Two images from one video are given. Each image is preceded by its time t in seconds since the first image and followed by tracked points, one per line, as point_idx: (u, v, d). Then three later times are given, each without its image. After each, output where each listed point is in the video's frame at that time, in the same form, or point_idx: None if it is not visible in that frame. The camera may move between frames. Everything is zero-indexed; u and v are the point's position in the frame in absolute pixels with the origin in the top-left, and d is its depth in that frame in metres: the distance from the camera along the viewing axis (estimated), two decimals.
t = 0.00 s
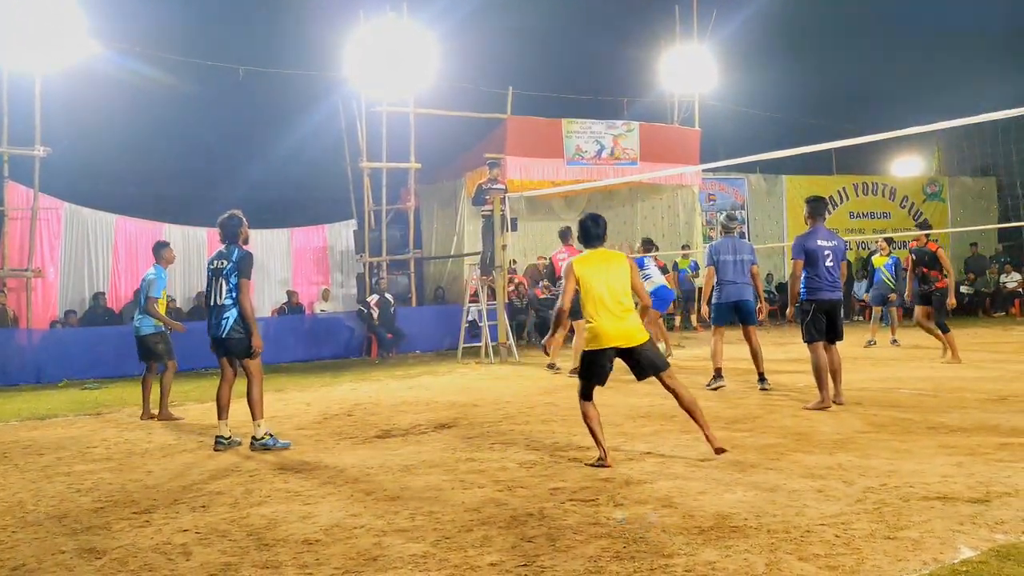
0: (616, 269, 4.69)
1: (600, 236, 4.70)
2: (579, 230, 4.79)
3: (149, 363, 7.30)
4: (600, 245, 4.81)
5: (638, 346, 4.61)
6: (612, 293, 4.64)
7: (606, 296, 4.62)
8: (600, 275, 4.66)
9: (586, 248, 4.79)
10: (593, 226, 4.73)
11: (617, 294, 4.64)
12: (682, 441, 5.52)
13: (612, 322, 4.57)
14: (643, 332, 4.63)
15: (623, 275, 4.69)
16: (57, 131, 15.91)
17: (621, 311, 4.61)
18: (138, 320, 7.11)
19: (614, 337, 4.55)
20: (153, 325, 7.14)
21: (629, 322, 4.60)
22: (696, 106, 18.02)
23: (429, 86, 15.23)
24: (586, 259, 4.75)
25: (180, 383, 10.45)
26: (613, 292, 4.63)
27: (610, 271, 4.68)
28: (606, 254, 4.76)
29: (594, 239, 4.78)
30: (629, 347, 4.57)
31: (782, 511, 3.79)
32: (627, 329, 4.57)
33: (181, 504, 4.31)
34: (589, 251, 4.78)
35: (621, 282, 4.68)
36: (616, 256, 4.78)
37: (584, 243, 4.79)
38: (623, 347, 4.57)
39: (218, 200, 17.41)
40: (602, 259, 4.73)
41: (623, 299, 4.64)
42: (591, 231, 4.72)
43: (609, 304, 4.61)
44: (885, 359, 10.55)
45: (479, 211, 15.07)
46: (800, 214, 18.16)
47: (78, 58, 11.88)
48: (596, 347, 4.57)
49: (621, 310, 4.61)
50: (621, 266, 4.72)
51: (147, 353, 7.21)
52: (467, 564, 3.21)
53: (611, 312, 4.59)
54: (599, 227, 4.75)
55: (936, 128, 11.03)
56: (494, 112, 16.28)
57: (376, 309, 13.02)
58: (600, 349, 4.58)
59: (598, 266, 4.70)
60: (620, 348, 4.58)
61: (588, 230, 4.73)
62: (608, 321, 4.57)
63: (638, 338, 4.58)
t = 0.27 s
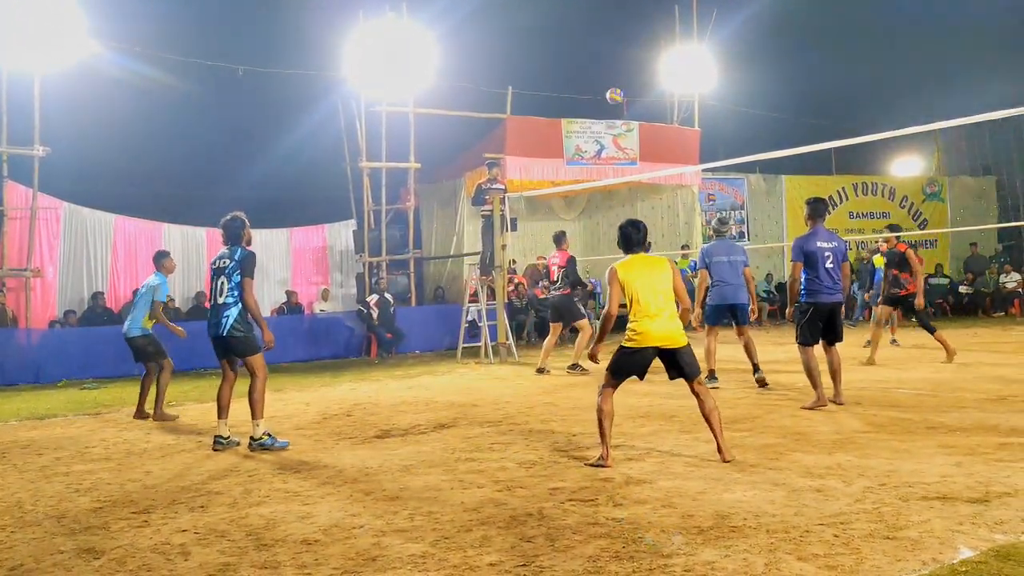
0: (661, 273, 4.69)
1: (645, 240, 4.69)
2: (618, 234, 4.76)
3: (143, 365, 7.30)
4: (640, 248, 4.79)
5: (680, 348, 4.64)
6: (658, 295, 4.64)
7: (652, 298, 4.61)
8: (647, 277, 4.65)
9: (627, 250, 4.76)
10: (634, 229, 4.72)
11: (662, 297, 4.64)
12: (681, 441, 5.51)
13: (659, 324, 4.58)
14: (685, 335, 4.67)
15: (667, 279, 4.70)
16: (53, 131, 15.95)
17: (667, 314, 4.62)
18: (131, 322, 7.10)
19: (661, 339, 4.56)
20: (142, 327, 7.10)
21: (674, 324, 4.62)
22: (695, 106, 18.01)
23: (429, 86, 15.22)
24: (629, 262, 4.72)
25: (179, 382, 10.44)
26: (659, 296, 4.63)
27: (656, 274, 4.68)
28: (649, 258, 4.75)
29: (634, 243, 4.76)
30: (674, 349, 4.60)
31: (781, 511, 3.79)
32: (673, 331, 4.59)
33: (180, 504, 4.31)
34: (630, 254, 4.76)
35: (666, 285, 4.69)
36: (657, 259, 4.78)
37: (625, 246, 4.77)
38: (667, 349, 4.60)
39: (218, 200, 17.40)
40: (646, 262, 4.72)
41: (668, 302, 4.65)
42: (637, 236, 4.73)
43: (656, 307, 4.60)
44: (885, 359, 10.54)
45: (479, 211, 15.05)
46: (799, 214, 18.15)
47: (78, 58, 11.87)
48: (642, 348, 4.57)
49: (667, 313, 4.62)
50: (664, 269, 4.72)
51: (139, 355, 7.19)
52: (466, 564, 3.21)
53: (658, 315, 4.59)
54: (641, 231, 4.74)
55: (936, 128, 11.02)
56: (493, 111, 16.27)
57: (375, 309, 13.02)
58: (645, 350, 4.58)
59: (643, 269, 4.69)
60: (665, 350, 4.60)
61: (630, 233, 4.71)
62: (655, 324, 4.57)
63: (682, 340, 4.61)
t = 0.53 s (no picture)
0: (672, 271, 4.70)
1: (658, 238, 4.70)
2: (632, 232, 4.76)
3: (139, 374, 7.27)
4: (652, 246, 4.80)
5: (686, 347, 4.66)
6: (667, 293, 4.65)
7: (661, 295, 4.63)
8: (657, 274, 4.66)
9: (639, 247, 4.77)
10: (648, 227, 4.72)
11: (672, 295, 4.65)
12: (681, 442, 5.52)
13: (666, 322, 4.59)
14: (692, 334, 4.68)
15: (678, 277, 4.71)
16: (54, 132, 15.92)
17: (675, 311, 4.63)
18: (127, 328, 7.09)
19: (667, 337, 4.58)
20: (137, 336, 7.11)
21: (681, 323, 4.63)
22: (695, 107, 18.01)
23: (429, 86, 15.22)
24: (640, 258, 4.73)
25: (178, 383, 10.44)
26: (669, 293, 4.64)
27: (667, 272, 4.69)
28: (661, 255, 4.76)
29: (647, 240, 4.76)
30: (679, 347, 4.62)
31: (782, 512, 3.79)
32: (680, 329, 4.61)
33: (181, 505, 4.31)
34: (643, 251, 4.77)
35: (676, 283, 4.70)
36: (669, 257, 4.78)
37: (638, 243, 4.77)
38: (672, 347, 4.61)
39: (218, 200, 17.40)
40: (657, 259, 4.73)
41: (677, 300, 4.66)
42: (650, 232, 4.71)
43: (663, 303, 4.62)
44: (884, 360, 10.55)
45: (479, 211, 15.03)
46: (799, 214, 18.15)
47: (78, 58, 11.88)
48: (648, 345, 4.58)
49: (675, 310, 4.64)
50: (675, 267, 4.73)
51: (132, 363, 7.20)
52: (466, 565, 3.20)
53: (666, 312, 4.61)
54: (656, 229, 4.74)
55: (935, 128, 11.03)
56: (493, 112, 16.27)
57: (375, 309, 13.01)
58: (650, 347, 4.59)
59: (654, 265, 4.70)
60: (669, 347, 4.62)
61: (643, 231, 4.71)
62: (662, 321, 4.58)
63: (687, 339, 4.63)
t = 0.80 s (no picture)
0: (672, 272, 4.70)
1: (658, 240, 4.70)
2: (632, 234, 4.74)
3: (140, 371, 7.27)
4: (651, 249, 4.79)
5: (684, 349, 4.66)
6: (667, 295, 4.64)
7: (661, 296, 4.62)
8: (657, 275, 4.66)
9: (640, 248, 4.75)
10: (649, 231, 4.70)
11: (671, 297, 4.65)
12: (680, 442, 5.52)
13: (666, 323, 4.59)
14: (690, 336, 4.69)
15: (678, 279, 4.71)
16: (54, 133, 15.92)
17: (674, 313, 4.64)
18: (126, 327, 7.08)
19: (666, 338, 4.58)
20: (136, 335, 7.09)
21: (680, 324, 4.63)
22: (694, 107, 18.02)
23: (428, 86, 15.23)
24: (639, 260, 4.73)
25: (178, 383, 10.45)
26: (669, 294, 4.64)
27: (666, 273, 4.69)
28: (660, 257, 4.76)
29: (648, 243, 4.75)
30: (677, 348, 4.62)
31: (782, 511, 3.79)
32: (680, 331, 4.61)
33: (180, 505, 4.31)
34: (641, 253, 4.76)
35: (676, 285, 4.70)
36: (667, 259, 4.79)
37: (637, 245, 4.76)
38: (671, 348, 4.61)
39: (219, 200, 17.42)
40: (657, 260, 4.73)
41: (676, 301, 4.66)
42: (650, 234, 4.71)
43: (663, 304, 4.62)
44: (884, 360, 10.55)
45: (478, 211, 15.03)
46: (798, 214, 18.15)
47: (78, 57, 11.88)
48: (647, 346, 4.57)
49: (674, 312, 4.64)
50: (674, 269, 4.73)
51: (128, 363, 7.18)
52: (466, 564, 3.20)
53: (665, 313, 4.61)
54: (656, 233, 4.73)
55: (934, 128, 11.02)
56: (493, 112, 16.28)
57: (375, 309, 13.00)
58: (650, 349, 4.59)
59: (654, 266, 4.69)
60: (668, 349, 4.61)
61: (643, 234, 4.69)
62: (661, 322, 4.58)
63: (686, 341, 4.63)
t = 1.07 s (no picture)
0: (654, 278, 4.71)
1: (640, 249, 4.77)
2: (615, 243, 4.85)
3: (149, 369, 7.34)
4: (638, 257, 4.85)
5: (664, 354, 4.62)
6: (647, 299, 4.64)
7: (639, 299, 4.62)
8: (636, 279, 4.68)
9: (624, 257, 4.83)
10: (632, 239, 4.79)
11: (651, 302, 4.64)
12: (678, 441, 5.53)
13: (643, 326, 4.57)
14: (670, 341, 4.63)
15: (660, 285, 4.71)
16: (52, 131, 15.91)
17: (654, 317, 4.61)
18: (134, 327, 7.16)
19: (642, 340, 4.55)
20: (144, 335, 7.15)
21: (659, 329, 4.61)
22: (693, 106, 18.03)
23: (427, 85, 15.23)
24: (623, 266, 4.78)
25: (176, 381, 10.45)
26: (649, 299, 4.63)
27: (647, 278, 4.69)
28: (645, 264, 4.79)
29: (632, 251, 4.82)
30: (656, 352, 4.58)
31: (779, 510, 3.80)
32: (657, 334, 4.58)
33: (179, 502, 4.31)
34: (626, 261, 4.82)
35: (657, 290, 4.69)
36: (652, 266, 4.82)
37: (622, 254, 4.83)
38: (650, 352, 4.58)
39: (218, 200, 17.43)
40: (640, 266, 4.76)
41: (656, 305, 4.65)
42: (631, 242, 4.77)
43: (641, 309, 4.60)
44: (882, 360, 10.55)
45: (476, 210, 15.02)
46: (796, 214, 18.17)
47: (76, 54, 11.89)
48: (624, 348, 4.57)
49: (653, 315, 4.61)
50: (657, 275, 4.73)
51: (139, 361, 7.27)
52: (464, 562, 3.21)
53: (643, 316, 4.59)
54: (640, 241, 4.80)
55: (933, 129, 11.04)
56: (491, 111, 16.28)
57: (373, 308, 13.00)
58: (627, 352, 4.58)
59: (635, 272, 4.73)
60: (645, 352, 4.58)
61: (627, 241, 4.79)
62: (640, 325, 4.57)
63: (666, 346, 4.60)
